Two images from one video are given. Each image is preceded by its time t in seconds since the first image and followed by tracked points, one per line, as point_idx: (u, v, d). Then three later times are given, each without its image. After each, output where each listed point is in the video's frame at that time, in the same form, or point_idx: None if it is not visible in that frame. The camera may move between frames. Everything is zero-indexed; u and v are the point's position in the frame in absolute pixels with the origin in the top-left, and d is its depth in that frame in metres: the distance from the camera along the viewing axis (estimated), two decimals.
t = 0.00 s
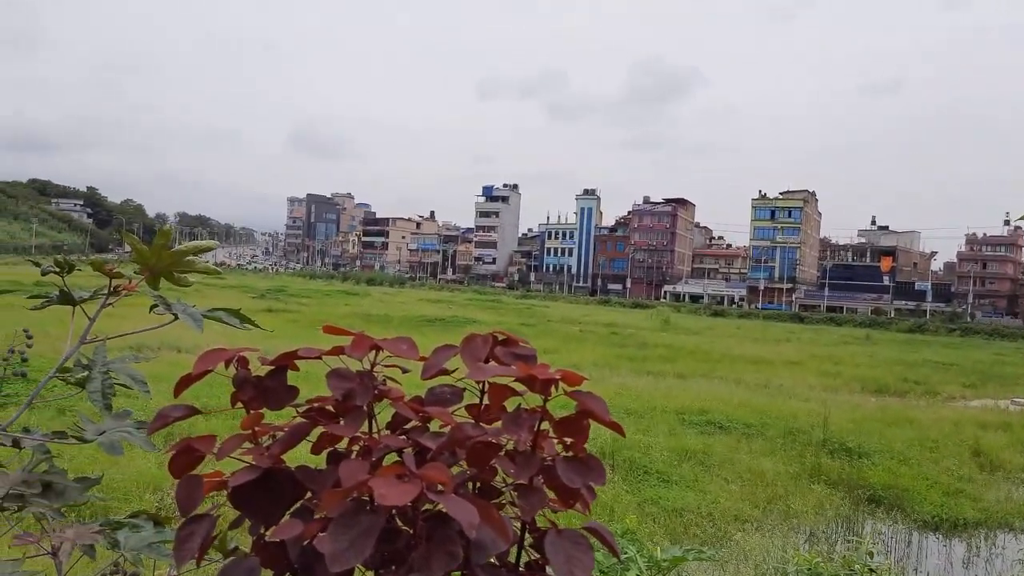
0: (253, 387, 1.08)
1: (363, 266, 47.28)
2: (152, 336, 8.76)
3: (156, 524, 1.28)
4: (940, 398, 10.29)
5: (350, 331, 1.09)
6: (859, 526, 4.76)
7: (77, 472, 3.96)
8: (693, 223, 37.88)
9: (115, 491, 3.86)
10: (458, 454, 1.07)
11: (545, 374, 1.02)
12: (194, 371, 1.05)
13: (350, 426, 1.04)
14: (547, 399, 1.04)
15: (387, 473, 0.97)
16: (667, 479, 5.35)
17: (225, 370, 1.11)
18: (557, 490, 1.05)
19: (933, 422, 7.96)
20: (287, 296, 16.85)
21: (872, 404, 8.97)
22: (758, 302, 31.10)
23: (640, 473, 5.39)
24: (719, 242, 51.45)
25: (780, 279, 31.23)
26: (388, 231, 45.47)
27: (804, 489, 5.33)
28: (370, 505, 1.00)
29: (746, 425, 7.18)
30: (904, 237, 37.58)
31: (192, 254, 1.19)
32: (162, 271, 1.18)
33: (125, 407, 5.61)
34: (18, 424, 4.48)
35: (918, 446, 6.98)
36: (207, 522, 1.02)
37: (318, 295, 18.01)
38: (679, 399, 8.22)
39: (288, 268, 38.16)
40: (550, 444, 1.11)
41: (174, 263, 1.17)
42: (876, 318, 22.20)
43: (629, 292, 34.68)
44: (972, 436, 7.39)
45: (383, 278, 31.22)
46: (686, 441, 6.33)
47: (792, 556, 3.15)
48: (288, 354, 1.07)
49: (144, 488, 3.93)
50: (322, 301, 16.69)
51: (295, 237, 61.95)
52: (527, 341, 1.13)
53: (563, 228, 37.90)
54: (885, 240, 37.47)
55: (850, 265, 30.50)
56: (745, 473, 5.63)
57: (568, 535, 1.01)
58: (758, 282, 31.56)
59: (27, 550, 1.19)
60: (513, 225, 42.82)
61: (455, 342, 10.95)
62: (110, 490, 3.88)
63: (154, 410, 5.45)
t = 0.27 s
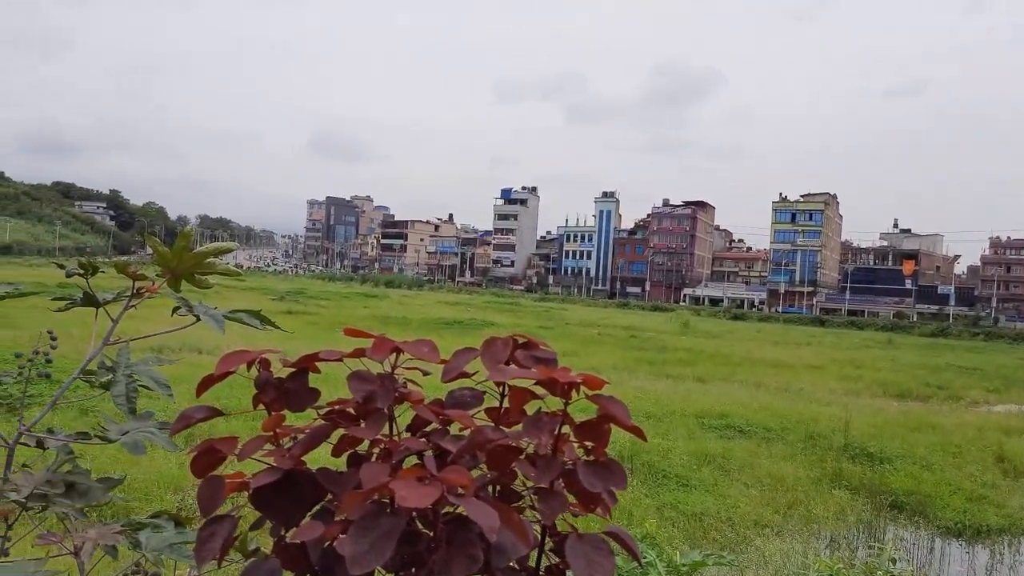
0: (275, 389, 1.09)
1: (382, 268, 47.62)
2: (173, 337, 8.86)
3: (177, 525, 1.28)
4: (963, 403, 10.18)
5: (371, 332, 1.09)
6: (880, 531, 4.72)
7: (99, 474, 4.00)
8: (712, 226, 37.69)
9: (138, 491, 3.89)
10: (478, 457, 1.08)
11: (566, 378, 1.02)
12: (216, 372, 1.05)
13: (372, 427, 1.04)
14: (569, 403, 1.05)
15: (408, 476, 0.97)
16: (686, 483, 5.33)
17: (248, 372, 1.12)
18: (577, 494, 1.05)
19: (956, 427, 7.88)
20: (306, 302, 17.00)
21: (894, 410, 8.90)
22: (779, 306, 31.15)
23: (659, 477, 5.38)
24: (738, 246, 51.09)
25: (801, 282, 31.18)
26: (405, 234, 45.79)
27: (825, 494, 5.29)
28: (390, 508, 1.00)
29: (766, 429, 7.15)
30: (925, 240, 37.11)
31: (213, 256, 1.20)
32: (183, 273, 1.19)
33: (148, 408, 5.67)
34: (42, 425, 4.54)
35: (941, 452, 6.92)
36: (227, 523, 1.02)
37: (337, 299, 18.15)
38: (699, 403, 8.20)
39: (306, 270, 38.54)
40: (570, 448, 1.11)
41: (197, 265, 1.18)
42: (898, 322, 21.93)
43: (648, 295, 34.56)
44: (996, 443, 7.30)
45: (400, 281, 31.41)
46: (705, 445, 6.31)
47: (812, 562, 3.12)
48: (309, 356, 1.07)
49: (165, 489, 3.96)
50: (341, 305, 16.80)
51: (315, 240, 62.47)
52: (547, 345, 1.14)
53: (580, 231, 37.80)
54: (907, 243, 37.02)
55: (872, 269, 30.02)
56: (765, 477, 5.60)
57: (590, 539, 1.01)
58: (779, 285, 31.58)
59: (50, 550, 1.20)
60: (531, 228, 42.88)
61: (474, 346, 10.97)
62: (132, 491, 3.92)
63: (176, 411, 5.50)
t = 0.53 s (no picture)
0: (294, 389, 1.09)
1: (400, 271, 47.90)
2: (194, 338, 8.94)
3: (197, 525, 1.29)
4: (986, 406, 10.05)
5: (390, 334, 1.10)
6: (901, 535, 4.66)
7: (122, 473, 4.03)
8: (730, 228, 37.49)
9: (158, 492, 3.91)
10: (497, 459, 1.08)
11: (585, 379, 1.02)
12: (237, 372, 1.06)
13: (390, 429, 1.05)
14: (587, 405, 1.05)
15: (426, 476, 0.98)
16: (704, 486, 5.30)
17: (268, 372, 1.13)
18: (597, 496, 1.05)
19: (978, 431, 7.79)
20: (325, 304, 17.11)
21: (915, 413, 8.81)
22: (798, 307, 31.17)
23: (676, 480, 5.35)
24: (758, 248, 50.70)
25: (821, 284, 30.83)
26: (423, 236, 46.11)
27: (844, 498, 5.24)
28: (410, 508, 1.00)
29: (785, 433, 7.10)
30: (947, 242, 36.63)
31: (234, 259, 1.22)
32: (205, 276, 1.22)
33: (168, 409, 5.72)
34: (63, 425, 4.58)
35: (963, 456, 6.84)
36: (247, 522, 1.03)
37: (356, 301, 18.27)
38: (717, 405, 8.18)
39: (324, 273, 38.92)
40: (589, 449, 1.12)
41: (218, 268, 1.20)
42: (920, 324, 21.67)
43: (667, 297, 34.44)
44: (1020, 447, 7.20)
45: (417, 283, 31.62)
46: (724, 448, 6.28)
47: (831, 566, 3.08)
48: (328, 357, 1.08)
49: (184, 489, 3.97)
50: (360, 308, 16.91)
51: (335, 242, 63.01)
52: (565, 347, 1.14)
53: (598, 233, 37.79)
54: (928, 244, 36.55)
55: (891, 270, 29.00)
56: (783, 481, 5.57)
57: (608, 542, 1.01)
58: (798, 287, 31.23)
59: (72, 548, 1.21)
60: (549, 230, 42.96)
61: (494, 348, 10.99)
62: (151, 491, 3.94)
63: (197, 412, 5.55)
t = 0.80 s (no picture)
0: (315, 390, 1.10)
1: (419, 272, 48.17)
2: (216, 339, 9.04)
3: (219, 523, 1.30)
4: (1012, 409, 9.91)
5: (411, 334, 1.10)
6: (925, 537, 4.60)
7: (146, 472, 4.08)
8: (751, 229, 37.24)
9: (181, 491, 3.95)
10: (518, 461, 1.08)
11: (606, 381, 1.02)
12: (259, 372, 1.06)
13: (411, 429, 1.05)
14: (608, 406, 1.05)
15: (447, 477, 0.98)
16: (725, 489, 5.27)
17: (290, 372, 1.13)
18: (618, 498, 1.05)
19: (1004, 435, 7.71)
20: (345, 305, 17.23)
21: (939, 415, 8.72)
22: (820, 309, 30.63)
23: (697, 482, 5.33)
24: (778, 249, 50.36)
25: (842, 286, 30.42)
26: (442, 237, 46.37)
27: (867, 502, 5.20)
28: (430, 509, 1.00)
29: (807, 435, 7.06)
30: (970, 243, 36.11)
31: (256, 260, 1.23)
32: (227, 277, 1.23)
33: (191, 409, 5.77)
34: (88, 425, 4.64)
35: (988, 459, 6.77)
36: (269, 522, 1.03)
37: (376, 303, 18.38)
38: (737, 406, 8.15)
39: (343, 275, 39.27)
40: (610, 450, 1.12)
41: (240, 269, 1.21)
42: (943, 325, 21.42)
43: (687, 299, 34.26)
44: None
45: (437, 284, 31.83)
46: (745, 450, 6.25)
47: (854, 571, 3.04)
48: (349, 357, 1.08)
49: (206, 488, 4.00)
50: (379, 308, 17.00)
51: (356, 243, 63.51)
52: (586, 348, 1.14)
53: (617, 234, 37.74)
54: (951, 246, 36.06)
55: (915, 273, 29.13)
56: (805, 483, 5.54)
57: (629, 544, 1.01)
58: (820, 288, 30.75)
59: (96, 546, 1.22)
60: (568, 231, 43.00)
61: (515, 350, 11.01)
62: (174, 490, 3.97)
63: (219, 413, 5.60)
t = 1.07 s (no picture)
0: (337, 390, 1.10)
1: (439, 273, 48.39)
2: (237, 339, 9.13)
3: (241, 522, 1.30)
4: None
5: (432, 335, 1.10)
6: (949, 542, 4.52)
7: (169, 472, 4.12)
8: (773, 230, 37.01)
9: (202, 491, 3.97)
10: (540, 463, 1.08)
11: (628, 382, 1.02)
12: (281, 373, 1.07)
13: (431, 430, 1.05)
14: (630, 409, 1.04)
15: (468, 479, 0.97)
16: (746, 492, 5.24)
17: (311, 373, 1.14)
18: (640, 501, 1.04)
19: None
20: (366, 306, 17.32)
21: (965, 419, 8.60)
22: (843, 311, 30.17)
23: (717, 484, 5.30)
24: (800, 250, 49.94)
25: (865, 287, 29.87)
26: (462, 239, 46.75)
27: (889, 505, 5.14)
28: (451, 511, 1.01)
29: (829, 438, 7.00)
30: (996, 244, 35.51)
31: (278, 261, 1.23)
32: (248, 276, 1.24)
33: (214, 409, 5.82)
34: (113, 425, 4.69)
35: (1014, 464, 6.65)
36: (292, 523, 1.04)
37: (396, 304, 18.49)
38: (758, 409, 8.10)
39: (363, 276, 39.64)
40: (632, 452, 1.11)
41: (261, 270, 1.22)
42: (968, 326, 21.13)
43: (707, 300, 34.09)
44: None
45: (456, 285, 31.97)
46: (766, 453, 6.22)
47: None
48: (370, 358, 1.09)
49: (227, 487, 4.04)
50: (399, 310, 17.10)
51: (376, 245, 64.05)
52: (607, 350, 1.13)
53: (638, 235, 37.69)
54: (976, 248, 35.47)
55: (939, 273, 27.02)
56: (828, 487, 5.49)
57: (651, 547, 1.00)
58: (842, 290, 30.27)
59: (121, 545, 1.22)
60: (588, 233, 43.02)
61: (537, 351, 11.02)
62: (197, 490, 4.00)
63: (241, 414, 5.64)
